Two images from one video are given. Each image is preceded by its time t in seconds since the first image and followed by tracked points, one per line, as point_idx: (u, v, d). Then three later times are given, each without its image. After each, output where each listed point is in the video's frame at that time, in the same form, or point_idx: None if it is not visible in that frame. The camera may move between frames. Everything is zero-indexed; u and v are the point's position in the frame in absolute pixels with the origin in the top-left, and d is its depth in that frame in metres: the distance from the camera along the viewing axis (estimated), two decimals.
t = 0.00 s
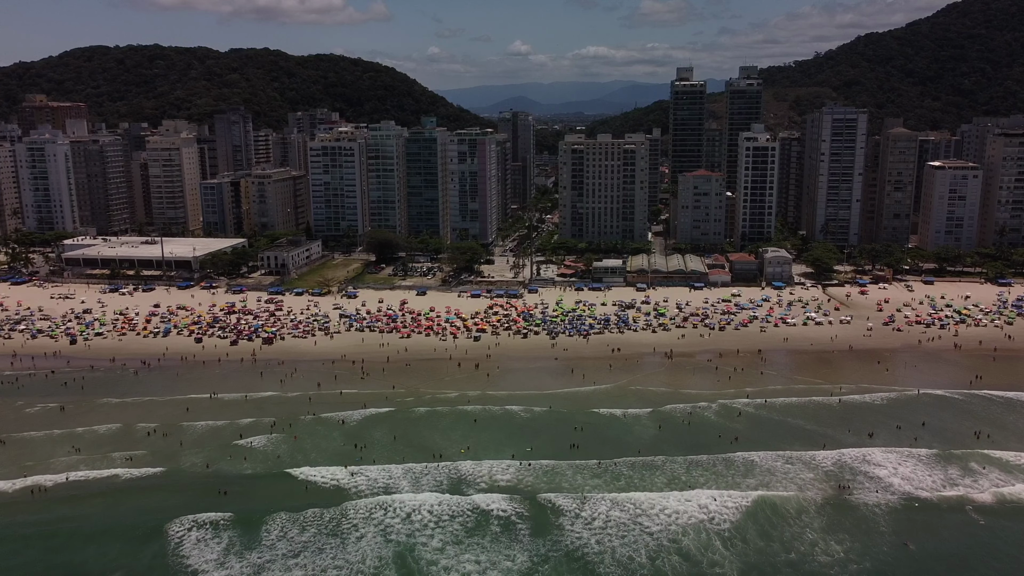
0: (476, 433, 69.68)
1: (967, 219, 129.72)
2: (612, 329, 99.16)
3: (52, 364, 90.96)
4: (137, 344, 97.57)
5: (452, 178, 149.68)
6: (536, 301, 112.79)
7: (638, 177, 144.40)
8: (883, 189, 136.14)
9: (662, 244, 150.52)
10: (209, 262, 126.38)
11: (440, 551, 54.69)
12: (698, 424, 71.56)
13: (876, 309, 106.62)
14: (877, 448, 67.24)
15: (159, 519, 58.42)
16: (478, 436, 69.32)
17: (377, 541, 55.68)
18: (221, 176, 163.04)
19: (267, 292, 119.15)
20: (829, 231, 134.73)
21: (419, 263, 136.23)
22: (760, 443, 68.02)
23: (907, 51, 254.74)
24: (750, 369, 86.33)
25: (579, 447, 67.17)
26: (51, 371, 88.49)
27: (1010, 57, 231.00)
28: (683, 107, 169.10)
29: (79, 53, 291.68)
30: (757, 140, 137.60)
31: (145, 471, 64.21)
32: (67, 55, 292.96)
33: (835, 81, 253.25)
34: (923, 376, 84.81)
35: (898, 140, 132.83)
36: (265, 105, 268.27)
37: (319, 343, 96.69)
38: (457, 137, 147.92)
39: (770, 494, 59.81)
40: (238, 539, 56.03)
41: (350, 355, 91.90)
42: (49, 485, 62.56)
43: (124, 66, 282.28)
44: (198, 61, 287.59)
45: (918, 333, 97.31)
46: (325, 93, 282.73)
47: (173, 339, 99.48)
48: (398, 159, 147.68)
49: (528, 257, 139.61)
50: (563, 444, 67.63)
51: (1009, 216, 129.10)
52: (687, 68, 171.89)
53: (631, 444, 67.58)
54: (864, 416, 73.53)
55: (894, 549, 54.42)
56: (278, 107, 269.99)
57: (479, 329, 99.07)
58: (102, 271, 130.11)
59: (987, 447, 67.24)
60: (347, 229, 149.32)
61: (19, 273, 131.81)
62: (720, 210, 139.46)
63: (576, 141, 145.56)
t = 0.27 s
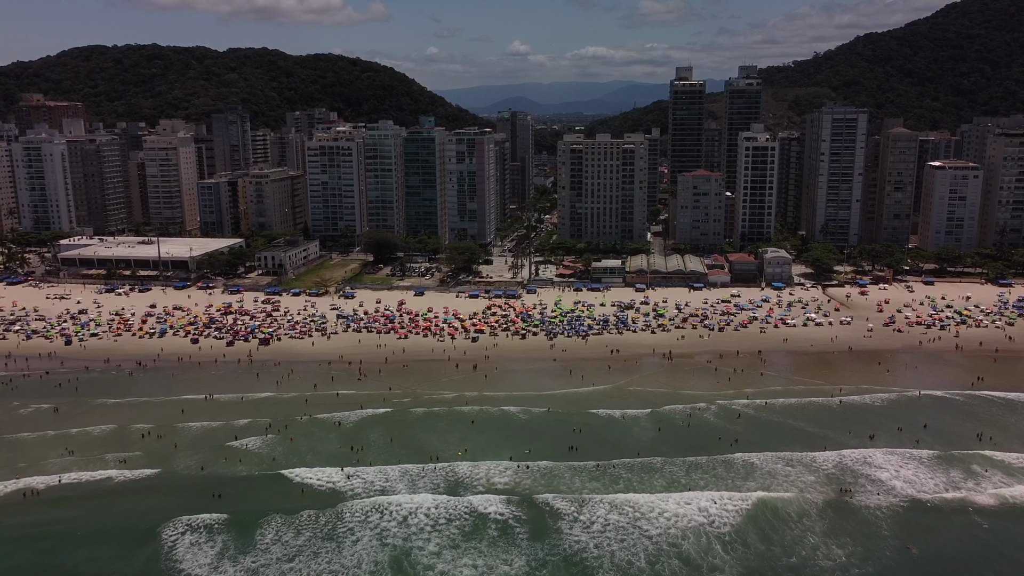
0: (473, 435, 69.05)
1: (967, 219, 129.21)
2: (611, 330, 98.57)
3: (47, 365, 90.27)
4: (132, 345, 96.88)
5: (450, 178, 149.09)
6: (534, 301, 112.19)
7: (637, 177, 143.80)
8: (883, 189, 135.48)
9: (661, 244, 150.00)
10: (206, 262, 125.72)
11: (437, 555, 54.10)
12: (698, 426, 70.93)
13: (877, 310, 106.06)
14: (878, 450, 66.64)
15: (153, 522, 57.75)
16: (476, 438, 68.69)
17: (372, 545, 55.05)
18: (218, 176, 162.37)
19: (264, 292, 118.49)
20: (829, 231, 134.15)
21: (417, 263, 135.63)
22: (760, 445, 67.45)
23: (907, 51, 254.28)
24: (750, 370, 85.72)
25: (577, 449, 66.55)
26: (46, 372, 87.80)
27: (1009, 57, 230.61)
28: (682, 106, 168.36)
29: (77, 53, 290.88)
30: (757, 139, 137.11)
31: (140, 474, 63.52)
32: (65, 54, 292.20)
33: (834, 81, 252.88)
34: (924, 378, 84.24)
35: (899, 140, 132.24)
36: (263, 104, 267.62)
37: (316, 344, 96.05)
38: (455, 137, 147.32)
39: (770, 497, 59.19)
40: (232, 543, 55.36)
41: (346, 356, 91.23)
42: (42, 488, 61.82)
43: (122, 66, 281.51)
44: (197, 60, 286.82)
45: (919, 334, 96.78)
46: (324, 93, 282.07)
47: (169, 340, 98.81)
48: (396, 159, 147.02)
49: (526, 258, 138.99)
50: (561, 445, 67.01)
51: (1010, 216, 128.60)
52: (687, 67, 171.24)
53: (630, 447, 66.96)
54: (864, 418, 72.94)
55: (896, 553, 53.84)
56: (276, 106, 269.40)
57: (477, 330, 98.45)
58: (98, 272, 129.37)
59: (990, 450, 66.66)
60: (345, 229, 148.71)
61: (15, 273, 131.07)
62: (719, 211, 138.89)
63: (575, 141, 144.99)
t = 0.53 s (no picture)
0: (471, 437, 68.26)
1: (968, 219, 128.66)
2: (610, 331, 97.87)
3: (41, 366, 89.46)
4: (128, 345, 96.10)
5: (448, 178, 148.35)
6: (533, 302, 111.49)
7: (636, 177, 143.11)
8: (883, 189, 134.73)
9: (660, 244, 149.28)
10: (203, 262, 124.89)
11: (434, 559, 53.39)
12: (698, 428, 70.20)
13: (877, 310, 105.42)
14: (879, 452, 65.90)
15: (146, 525, 56.95)
16: (473, 440, 67.92)
17: (368, 549, 54.33)
18: (215, 175, 161.52)
19: (261, 292, 117.73)
20: (829, 231, 133.54)
21: (415, 263, 134.86)
22: (760, 447, 66.74)
23: (906, 51, 253.83)
24: (749, 372, 85.00)
25: (576, 452, 65.78)
26: (39, 373, 86.94)
27: (1008, 57, 230.26)
28: (682, 106, 167.57)
29: (74, 52, 289.76)
30: (757, 139, 136.50)
31: (133, 476, 62.68)
32: (63, 54, 291.17)
33: (833, 81, 252.33)
34: (925, 379, 83.62)
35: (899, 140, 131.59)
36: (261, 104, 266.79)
37: (313, 344, 95.30)
38: (454, 137, 146.59)
39: (771, 501, 58.52)
40: (226, 547, 54.59)
41: (343, 357, 90.45)
42: (32, 491, 60.89)
43: (120, 65, 280.54)
44: (195, 60, 285.81)
45: (920, 335, 96.12)
46: (322, 92, 281.23)
47: (164, 341, 98.06)
48: (394, 159, 146.29)
49: (525, 258, 138.22)
50: (560, 448, 66.28)
51: (1011, 216, 128.00)
52: (686, 67, 170.52)
53: (629, 449, 66.20)
54: (865, 420, 72.26)
55: (899, 558, 53.16)
56: (274, 106, 268.62)
57: (474, 330, 97.74)
58: (93, 272, 128.41)
59: (993, 452, 65.99)
60: (343, 229, 147.99)
61: (10, 273, 130.12)
62: (719, 211, 138.21)
63: (573, 141, 144.33)
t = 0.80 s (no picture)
0: (468, 440, 67.46)
1: (969, 220, 127.98)
2: (609, 332, 97.14)
3: (34, 367, 88.64)
4: (123, 346, 95.32)
5: (446, 178, 147.54)
6: (531, 302, 110.69)
7: (635, 176, 142.39)
8: (883, 190, 133.66)
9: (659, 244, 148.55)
10: (199, 262, 124.07)
11: (430, 565, 52.67)
12: (698, 430, 69.43)
13: (878, 311, 104.71)
14: (881, 455, 65.19)
15: (138, 529, 56.14)
16: (471, 442, 67.16)
17: (363, 554, 53.59)
18: (212, 175, 160.70)
19: (257, 293, 116.96)
20: (829, 232, 132.86)
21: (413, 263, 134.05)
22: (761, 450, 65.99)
23: (906, 51, 253.21)
24: (750, 373, 84.20)
25: (575, 454, 65.05)
26: (33, 374, 86.12)
27: (1008, 57, 229.68)
28: (681, 105, 166.77)
29: (73, 52, 288.67)
30: (756, 139, 135.88)
31: (126, 479, 61.84)
32: (61, 53, 290.32)
33: (833, 81, 251.51)
34: (927, 380, 82.91)
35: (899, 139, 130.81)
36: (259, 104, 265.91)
37: (309, 345, 94.48)
38: (452, 136, 145.75)
39: (773, 504, 57.80)
40: (219, 552, 53.83)
41: (340, 358, 89.64)
42: (23, 494, 60.07)
43: (118, 65, 279.67)
44: (193, 59, 284.68)
45: (921, 336, 95.39)
46: (321, 92, 280.36)
47: (160, 341, 97.29)
48: (392, 158, 145.46)
49: (523, 258, 137.42)
50: (558, 450, 65.51)
51: (1012, 217, 127.29)
52: (685, 66, 169.78)
53: (629, 452, 65.44)
54: (867, 422, 71.47)
55: (902, 563, 52.49)
56: (273, 106, 267.92)
57: (472, 331, 96.97)
58: (89, 272, 127.52)
59: (996, 455, 65.27)
60: (340, 229, 147.21)
61: (5, 273, 129.26)
62: (718, 211, 137.51)
63: (572, 140, 143.60)
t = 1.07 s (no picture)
0: (465, 442, 66.67)
1: (969, 220, 127.37)
2: (608, 333, 96.42)
3: (28, 368, 87.80)
4: (117, 347, 94.49)
5: (445, 177, 146.72)
6: (529, 303, 109.94)
7: (634, 176, 141.61)
8: (883, 190, 133.09)
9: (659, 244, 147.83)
10: (195, 263, 123.25)
11: (426, 570, 51.93)
12: (698, 433, 68.67)
13: (879, 312, 104.03)
14: (883, 457, 64.46)
15: (130, 533, 55.35)
16: (468, 445, 66.35)
17: (358, 559, 52.88)
18: (209, 174, 159.83)
19: (254, 293, 116.15)
20: (829, 232, 132.18)
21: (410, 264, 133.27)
22: (762, 452, 65.27)
23: (905, 51, 252.72)
24: (749, 375, 83.47)
25: (573, 457, 64.33)
26: (26, 376, 85.28)
27: (1007, 57, 229.24)
28: (680, 105, 166.00)
29: (70, 51, 287.65)
30: (756, 139, 135.29)
31: (119, 482, 61.05)
32: (59, 52, 289.30)
33: (832, 81, 250.65)
34: (929, 382, 82.23)
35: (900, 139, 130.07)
36: (257, 103, 264.87)
37: (305, 346, 93.70)
38: (450, 136, 144.95)
39: (774, 509, 57.10)
40: (212, 557, 53.06)
41: (336, 359, 88.80)
42: (14, 497, 59.22)
43: (116, 64, 278.65)
44: (191, 58, 283.48)
45: (923, 337, 94.77)
46: (319, 91, 279.46)
47: (155, 342, 96.50)
48: (390, 158, 144.64)
49: (522, 258, 136.67)
50: (556, 453, 64.75)
51: (1012, 217, 126.69)
52: (685, 66, 169.05)
53: (628, 455, 64.66)
54: (869, 425, 70.71)
55: (906, 569, 51.84)
56: (271, 106, 267.20)
57: (470, 332, 96.23)
58: (84, 272, 126.57)
59: (999, 458, 64.58)
60: (338, 229, 146.44)
61: None
62: (718, 211, 136.83)
63: (571, 140, 142.87)
